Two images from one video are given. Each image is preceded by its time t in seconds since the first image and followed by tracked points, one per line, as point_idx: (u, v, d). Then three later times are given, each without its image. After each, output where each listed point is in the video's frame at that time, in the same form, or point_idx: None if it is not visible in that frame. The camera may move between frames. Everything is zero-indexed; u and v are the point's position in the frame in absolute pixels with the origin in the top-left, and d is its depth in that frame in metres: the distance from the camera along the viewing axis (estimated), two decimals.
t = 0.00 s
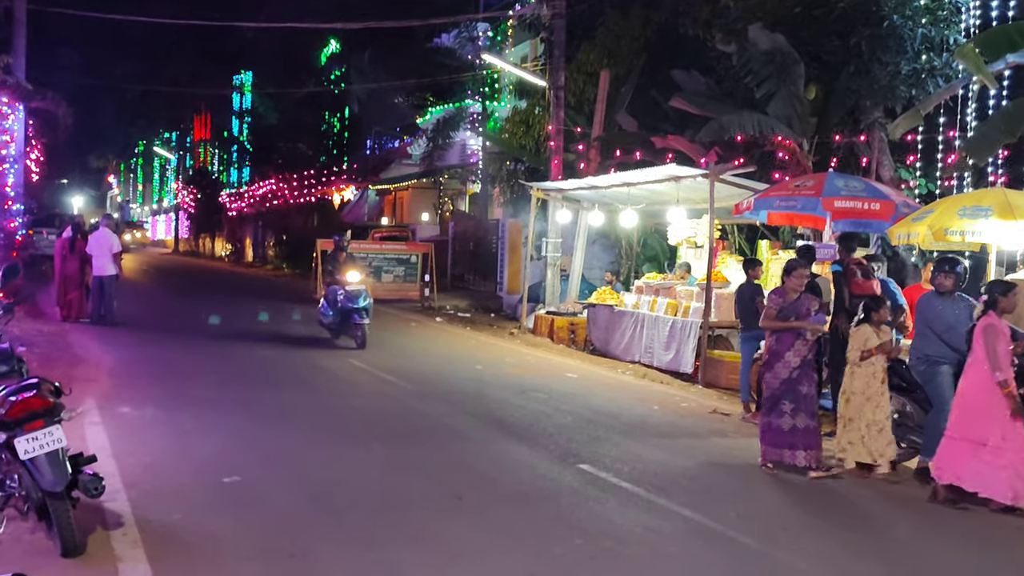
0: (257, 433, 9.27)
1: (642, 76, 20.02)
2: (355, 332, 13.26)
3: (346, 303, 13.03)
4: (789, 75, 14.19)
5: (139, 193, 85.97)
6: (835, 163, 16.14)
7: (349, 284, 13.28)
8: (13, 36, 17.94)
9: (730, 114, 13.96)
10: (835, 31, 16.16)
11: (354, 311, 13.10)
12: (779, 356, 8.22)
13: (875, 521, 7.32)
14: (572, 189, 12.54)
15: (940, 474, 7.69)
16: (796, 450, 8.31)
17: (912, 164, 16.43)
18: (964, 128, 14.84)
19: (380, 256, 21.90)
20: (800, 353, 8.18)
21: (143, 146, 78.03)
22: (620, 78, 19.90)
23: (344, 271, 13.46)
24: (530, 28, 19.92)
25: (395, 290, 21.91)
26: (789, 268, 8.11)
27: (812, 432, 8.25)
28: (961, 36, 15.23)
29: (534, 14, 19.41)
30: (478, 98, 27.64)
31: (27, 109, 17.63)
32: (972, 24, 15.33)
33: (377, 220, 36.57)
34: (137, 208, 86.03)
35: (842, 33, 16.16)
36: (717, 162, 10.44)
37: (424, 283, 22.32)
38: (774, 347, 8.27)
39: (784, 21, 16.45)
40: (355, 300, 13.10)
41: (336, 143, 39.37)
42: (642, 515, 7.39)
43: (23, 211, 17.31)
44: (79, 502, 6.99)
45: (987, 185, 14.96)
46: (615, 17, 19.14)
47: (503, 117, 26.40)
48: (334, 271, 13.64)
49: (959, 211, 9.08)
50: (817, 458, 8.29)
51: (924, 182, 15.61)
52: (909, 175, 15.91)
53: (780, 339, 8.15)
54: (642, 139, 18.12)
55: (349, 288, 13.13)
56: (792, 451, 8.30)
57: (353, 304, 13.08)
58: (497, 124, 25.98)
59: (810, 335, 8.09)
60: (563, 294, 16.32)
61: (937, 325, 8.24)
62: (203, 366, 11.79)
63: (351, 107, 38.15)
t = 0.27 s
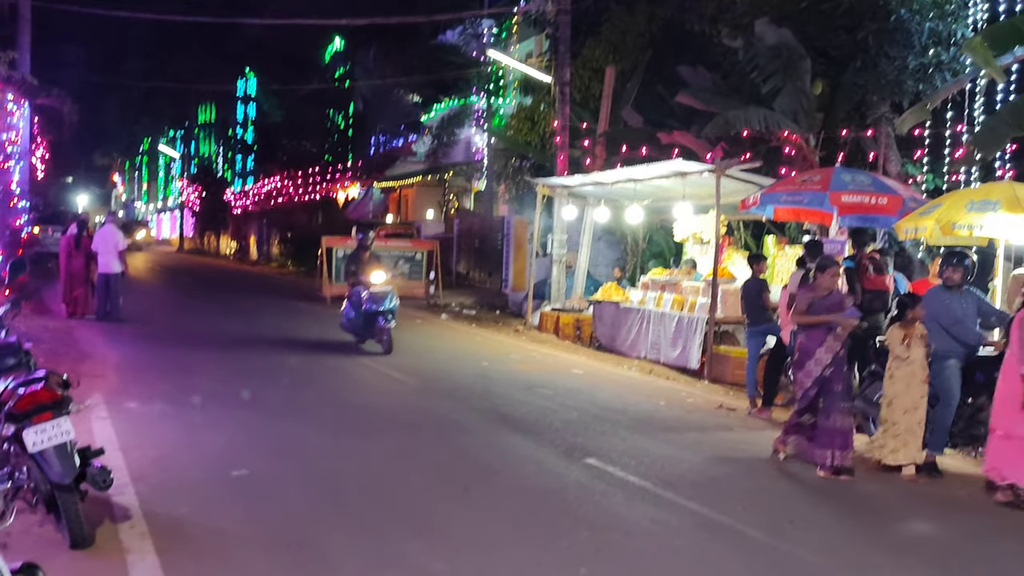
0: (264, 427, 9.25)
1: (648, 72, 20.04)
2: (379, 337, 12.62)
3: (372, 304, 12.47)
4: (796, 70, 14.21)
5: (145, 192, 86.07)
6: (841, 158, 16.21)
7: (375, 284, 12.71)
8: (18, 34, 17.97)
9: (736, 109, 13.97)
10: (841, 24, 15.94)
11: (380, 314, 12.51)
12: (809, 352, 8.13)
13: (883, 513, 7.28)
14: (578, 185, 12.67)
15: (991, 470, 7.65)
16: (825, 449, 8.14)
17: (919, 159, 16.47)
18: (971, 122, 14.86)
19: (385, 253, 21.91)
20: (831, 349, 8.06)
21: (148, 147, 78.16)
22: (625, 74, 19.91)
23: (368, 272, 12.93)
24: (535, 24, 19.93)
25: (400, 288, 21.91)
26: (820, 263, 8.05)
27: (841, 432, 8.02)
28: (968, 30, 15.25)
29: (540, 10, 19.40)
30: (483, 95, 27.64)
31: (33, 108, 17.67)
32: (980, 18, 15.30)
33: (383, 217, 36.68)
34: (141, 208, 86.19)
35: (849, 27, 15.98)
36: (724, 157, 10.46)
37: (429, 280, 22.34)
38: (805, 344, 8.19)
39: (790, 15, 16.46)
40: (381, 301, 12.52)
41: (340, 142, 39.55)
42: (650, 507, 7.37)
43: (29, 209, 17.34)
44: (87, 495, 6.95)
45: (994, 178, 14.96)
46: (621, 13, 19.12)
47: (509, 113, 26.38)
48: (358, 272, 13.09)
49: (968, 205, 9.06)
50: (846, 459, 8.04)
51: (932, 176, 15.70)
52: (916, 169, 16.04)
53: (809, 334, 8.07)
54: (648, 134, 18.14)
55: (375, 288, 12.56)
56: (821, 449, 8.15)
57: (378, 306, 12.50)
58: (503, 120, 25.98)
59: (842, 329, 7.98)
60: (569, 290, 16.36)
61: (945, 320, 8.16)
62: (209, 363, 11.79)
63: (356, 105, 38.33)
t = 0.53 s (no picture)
0: (265, 423, 9.22)
1: (649, 67, 20.06)
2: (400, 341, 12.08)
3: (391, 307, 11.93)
4: (797, 65, 14.24)
5: (145, 191, 86.08)
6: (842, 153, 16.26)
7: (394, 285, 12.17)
8: (18, 32, 17.95)
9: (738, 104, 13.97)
10: (842, 19, 16.13)
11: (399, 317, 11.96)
12: (833, 349, 7.76)
13: (886, 506, 7.25)
14: (579, 182, 12.78)
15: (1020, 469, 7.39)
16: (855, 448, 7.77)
17: (920, 154, 16.52)
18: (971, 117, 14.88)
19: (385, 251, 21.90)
20: (857, 345, 7.69)
21: (146, 148, 78.11)
22: (626, 70, 19.92)
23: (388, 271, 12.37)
24: (536, 21, 19.94)
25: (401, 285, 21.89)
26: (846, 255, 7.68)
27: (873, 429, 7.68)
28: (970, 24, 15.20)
29: (540, 6, 19.40)
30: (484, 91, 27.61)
31: (32, 105, 17.64)
32: (982, 12, 15.27)
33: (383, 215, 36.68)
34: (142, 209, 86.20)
35: (850, 22, 16.18)
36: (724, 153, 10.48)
37: (430, 278, 22.33)
38: (828, 340, 7.82)
39: (790, 10, 16.48)
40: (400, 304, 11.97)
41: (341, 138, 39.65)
42: (653, 501, 7.34)
43: (29, 207, 17.32)
44: (89, 490, 6.91)
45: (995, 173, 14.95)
46: (621, 8, 19.11)
47: (508, 109, 26.35)
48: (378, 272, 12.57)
49: (970, 199, 9.00)
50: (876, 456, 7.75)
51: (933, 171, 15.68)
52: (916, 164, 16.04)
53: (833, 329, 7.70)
54: (649, 130, 18.17)
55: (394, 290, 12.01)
56: (846, 449, 7.78)
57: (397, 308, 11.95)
58: (502, 116, 25.95)
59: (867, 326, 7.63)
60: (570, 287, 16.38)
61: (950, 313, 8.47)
62: (210, 360, 11.77)
63: (356, 102, 38.37)
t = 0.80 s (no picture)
0: (265, 419, 9.22)
1: (648, 64, 20.09)
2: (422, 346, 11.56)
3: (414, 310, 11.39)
4: (796, 61, 14.29)
5: (143, 189, 85.99)
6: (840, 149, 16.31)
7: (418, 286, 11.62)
8: (15, 29, 17.90)
9: (737, 100, 14.00)
10: (841, 15, 16.20)
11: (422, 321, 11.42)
12: (862, 350, 7.67)
13: (885, 499, 7.28)
14: (578, 178, 12.80)
15: None
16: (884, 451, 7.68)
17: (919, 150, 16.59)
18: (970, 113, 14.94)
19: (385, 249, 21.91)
20: (885, 345, 7.66)
21: (144, 147, 78.01)
22: (625, 66, 19.94)
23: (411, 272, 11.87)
24: (535, 17, 19.95)
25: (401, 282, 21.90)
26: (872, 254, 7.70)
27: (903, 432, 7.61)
28: (968, 20, 15.23)
29: (539, 3, 19.39)
30: (483, 88, 27.60)
31: (30, 102, 17.62)
32: (979, 9, 15.31)
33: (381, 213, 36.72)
34: (139, 207, 86.11)
35: (849, 18, 16.25)
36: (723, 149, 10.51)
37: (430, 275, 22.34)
38: (856, 341, 7.72)
39: (789, 5, 16.52)
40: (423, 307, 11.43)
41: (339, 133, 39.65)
42: (653, 495, 7.35)
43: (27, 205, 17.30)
44: (90, 486, 6.90)
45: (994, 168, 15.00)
46: (621, 4, 19.05)
47: (508, 106, 26.36)
48: (400, 272, 12.07)
49: (968, 194, 9.06)
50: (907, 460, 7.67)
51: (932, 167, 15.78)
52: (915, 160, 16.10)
53: (862, 331, 7.66)
54: (648, 127, 18.21)
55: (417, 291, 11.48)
56: (875, 452, 7.70)
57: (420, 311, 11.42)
58: (502, 113, 25.96)
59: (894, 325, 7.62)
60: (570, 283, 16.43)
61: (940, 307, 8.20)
62: (210, 357, 11.76)
63: (355, 100, 38.39)
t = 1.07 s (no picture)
0: (266, 418, 9.23)
1: (648, 64, 20.13)
2: (450, 354, 10.99)
3: (441, 317, 10.81)
4: (795, 61, 14.34)
5: (141, 188, 85.93)
6: (839, 148, 16.37)
7: (446, 290, 11.03)
8: (12, 28, 17.89)
9: (737, 99, 14.06)
10: (840, 15, 16.27)
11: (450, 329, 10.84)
12: (888, 346, 7.53)
13: (884, 495, 7.32)
14: (578, 177, 12.84)
15: None
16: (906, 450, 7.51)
17: (917, 149, 16.67)
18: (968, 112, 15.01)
19: (385, 248, 21.94)
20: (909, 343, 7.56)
21: (142, 147, 77.92)
22: (625, 66, 19.98)
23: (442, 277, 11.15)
24: (536, 17, 19.99)
25: (401, 282, 21.91)
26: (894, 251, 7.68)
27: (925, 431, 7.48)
28: (966, 20, 15.30)
29: (539, 3, 19.42)
30: (483, 88, 27.64)
31: (28, 101, 17.62)
32: (977, 9, 15.38)
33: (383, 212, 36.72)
34: (138, 206, 86.09)
35: (847, 18, 16.30)
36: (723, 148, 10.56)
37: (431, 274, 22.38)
38: (881, 338, 7.59)
39: (789, 5, 16.56)
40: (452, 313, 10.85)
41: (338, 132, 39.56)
42: (654, 492, 7.38)
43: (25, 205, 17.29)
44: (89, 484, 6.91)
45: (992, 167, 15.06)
46: (620, 4, 19.03)
47: (508, 106, 26.37)
48: (427, 275, 11.33)
49: (966, 192, 9.12)
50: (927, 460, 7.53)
51: (930, 166, 15.85)
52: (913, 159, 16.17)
53: (888, 327, 7.54)
54: (649, 126, 18.26)
55: (446, 296, 10.89)
56: (899, 451, 7.53)
57: (448, 318, 10.84)
58: (502, 113, 25.98)
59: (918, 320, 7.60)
60: (570, 283, 16.49)
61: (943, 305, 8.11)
62: (210, 356, 11.77)
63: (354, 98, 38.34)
